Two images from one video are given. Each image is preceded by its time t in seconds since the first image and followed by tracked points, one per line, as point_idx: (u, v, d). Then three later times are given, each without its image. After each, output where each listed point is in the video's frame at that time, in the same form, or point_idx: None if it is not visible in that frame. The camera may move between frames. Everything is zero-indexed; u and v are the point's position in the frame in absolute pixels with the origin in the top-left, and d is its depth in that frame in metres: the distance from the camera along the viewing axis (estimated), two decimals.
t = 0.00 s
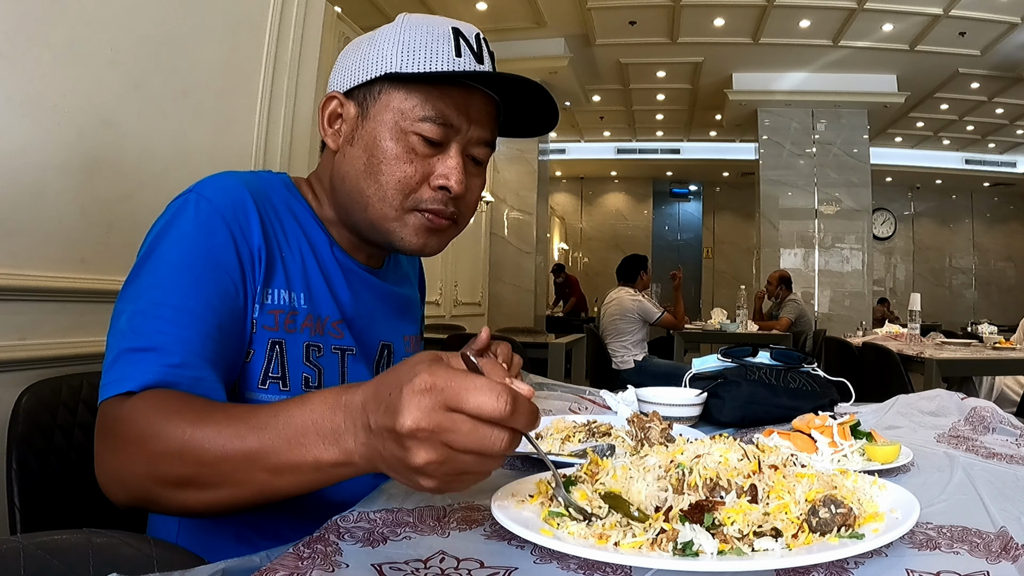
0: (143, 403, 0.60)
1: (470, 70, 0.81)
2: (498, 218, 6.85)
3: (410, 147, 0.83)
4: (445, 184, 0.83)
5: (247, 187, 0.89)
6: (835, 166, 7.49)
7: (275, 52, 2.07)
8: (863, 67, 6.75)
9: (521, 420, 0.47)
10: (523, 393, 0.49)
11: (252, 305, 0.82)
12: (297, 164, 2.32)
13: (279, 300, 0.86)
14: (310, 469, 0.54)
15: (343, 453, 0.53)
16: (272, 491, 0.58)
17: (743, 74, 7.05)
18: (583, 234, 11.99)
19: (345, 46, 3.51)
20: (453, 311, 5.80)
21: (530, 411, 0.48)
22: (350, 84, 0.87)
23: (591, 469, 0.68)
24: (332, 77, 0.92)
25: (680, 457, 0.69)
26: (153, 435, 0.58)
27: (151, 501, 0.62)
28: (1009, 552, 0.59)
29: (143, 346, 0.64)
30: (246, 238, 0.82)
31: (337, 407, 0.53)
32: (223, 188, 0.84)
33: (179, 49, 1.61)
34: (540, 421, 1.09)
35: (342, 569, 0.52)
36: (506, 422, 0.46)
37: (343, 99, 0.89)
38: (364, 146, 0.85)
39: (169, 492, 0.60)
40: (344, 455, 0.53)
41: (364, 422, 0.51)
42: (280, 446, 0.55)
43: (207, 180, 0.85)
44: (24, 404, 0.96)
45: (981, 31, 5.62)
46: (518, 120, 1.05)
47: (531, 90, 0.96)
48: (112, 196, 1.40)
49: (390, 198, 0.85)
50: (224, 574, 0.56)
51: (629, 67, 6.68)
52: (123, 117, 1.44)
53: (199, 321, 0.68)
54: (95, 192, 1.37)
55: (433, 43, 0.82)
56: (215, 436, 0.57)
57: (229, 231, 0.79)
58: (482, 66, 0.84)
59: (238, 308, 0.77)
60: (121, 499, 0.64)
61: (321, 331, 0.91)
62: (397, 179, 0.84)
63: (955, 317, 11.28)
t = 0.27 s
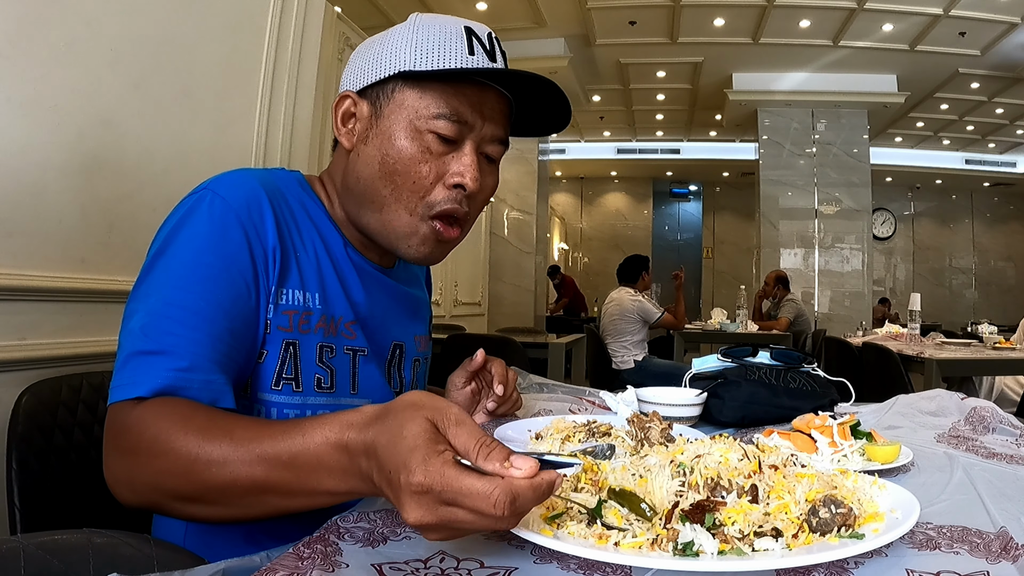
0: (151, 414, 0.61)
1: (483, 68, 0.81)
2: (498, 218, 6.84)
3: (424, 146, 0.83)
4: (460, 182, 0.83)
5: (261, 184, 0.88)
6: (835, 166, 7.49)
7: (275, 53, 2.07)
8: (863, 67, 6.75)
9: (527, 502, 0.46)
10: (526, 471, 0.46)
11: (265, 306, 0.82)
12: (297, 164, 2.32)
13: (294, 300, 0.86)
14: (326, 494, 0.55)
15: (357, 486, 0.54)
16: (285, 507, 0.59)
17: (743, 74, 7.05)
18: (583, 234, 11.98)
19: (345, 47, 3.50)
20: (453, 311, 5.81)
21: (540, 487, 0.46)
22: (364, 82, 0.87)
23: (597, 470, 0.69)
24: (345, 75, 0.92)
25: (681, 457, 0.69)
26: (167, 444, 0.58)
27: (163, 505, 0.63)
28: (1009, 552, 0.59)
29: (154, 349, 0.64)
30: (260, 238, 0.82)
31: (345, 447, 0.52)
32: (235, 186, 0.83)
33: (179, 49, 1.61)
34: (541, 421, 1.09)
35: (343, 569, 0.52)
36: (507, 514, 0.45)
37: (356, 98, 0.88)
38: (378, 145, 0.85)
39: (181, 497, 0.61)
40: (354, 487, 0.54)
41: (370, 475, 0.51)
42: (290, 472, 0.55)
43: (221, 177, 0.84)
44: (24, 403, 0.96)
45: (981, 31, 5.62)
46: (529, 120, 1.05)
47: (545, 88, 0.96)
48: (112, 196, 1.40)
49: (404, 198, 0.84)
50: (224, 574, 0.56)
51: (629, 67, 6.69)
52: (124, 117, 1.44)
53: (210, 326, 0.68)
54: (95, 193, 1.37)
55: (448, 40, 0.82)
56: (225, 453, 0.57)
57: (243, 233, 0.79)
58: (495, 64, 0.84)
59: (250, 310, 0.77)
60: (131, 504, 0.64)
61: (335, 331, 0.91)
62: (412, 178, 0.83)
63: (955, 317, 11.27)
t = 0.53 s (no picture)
0: (147, 412, 0.61)
1: (490, 73, 0.81)
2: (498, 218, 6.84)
3: (430, 149, 0.83)
4: (466, 186, 0.83)
5: (265, 185, 0.88)
6: (835, 166, 7.49)
7: (275, 53, 2.07)
8: (863, 67, 6.75)
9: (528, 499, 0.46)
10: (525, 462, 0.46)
11: (268, 306, 0.82)
12: (297, 164, 2.32)
13: (297, 301, 0.86)
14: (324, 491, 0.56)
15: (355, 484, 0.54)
16: (284, 504, 0.59)
17: (743, 74, 7.05)
18: (583, 234, 11.98)
19: (345, 47, 3.50)
20: (453, 311, 5.80)
21: (541, 482, 0.46)
22: (372, 84, 0.87)
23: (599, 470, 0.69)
24: (352, 77, 0.92)
25: (680, 457, 0.69)
26: (164, 442, 0.58)
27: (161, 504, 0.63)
28: (1009, 552, 0.59)
29: (155, 347, 0.64)
30: (264, 238, 0.82)
31: (341, 447, 0.52)
32: (239, 186, 0.83)
33: (179, 49, 1.61)
34: (540, 421, 1.09)
35: (343, 569, 0.52)
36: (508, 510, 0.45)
37: (364, 100, 0.88)
38: (384, 147, 0.85)
39: (179, 495, 0.61)
40: (353, 485, 0.54)
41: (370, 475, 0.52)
42: (286, 471, 0.55)
43: (225, 177, 0.84)
44: (24, 404, 0.96)
45: (981, 31, 5.62)
46: (535, 124, 1.06)
47: (550, 92, 0.96)
48: (112, 196, 1.40)
49: (410, 200, 0.84)
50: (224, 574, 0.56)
51: (629, 67, 6.69)
52: (124, 118, 1.44)
53: (212, 326, 0.68)
54: (95, 193, 1.37)
55: (455, 45, 0.81)
56: (221, 452, 0.56)
57: (246, 233, 0.79)
58: (503, 69, 0.84)
59: (252, 309, 0.77)
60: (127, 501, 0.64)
61: (336, 333, 0.91)
62: (418, 181, 0.83)
63: (955, 317, 11.28)
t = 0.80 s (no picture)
0: (146, 404, 0.60)
1: (490, 75, 0.81)
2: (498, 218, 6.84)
3: (430, 150, 0.82)
4: (464, 188, 0.83)
5: (265, 185, 0.88)
6: (835, 166, 7.49)
7: (275, 53, 2.07)
8: (863, 67, 6.75)
9: (531, 476, 0.45)
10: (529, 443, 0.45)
11: (269, 305, 0.82)
12: (297, 164, 2.33)
13: (296, 300, 0.86)
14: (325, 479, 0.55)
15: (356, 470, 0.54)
16: (284, 494, 0.59)
17: (743, 74, 7.05)
18: (583, 233, 11.99)
19: (345, 47, 3.50)
20: (453, 311, 5.81)
21: (546, 460, 0.46)
22: (373, 86, 0.87)
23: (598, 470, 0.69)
24: (353, 78, 0.92)
25: (680, 456, 0.69)
26: (163, 436, 0.58)
27: (162, 498, 0.63)
28: (1009, 552, 0.59)
29: (156, 343, 0.63)
30: (264, 237, 0.82)
31: (339, 435, 0.52)
32: (239, 184, 0.83)
33: (179, 50, 1.61)
34: (541, 421, 1.09)
35: (343, 568, 0.52)
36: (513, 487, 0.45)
37: (365, 101, 0.88)
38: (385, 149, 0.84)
39: (179, 489, 0.61)
40: (356, 472, 0.54)
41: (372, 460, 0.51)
42: (286, 461, 0.55)
43: (226, 177, 0.84)
44: (24, 403, 0.96)
45: (981, 31, 5.62)
46: (534, 127, 1.05)
47: (549, 97, 0.96)
48: (112, 196, 1.40)
49: (409, 200, 0.84)
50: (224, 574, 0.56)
51: (629, 67, 6.69)
52: (124, 118, 1.44)
53: (212, 324, 0.68)
54: (96, 193, 1.37)
55: (454, 48, 0.81)
56: (222, 442, 0.56)
57: (246, 232, 0.79)
58: (502, 72, 0.84)
59: (252, 307, 0.77)
60: (128, 496, 0.64)
61: (334, 332, 0.91)
62: (417, 181, 0.83)
63: (955, 317, 11.28)
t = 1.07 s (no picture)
0: (146, 387, 0.60)
1: (494, 82, 0.81)
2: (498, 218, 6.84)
3: (435, 151, 0.83)
4: (468, 190, 0.84)
5: (265, 184, 0.88)
6: (835, 166, 7.49)
7: (275, 53, 2.07)
8: (863, 67, 6.75)
9: (542, 420, 0.45)
10: (538, 391, 0.46)
11: (268, 302, 0.82)
12: (297, 164, 2.32)
13: (294, 298, 0.86)
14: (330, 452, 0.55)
15: (361, 440, 0.53)
16: (288, 472, 0.58)
17: (743, 74, 7.06)
18: (583, 234, 11.99)
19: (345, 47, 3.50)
20: (453, 311, 5.80)
21: (555, 405, 0.46)
22: (377, 88, 0.87)
23: (597, 469, 0.69)
24: (356, 79, 0.92)
25: (680, 457, 0.69)
26: (163, 420, 0.57)
27: (160, 485, 0.62)
28: (1009, 552, 0.59)
29: (155, 332, 0.63)
30: (264, 234, 0.82)
31: (343, 402, 0.51)
32: (239, 182, 0.83)
33: (179, 50, 1.61)
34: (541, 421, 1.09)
35: (343, 569, 0.52)
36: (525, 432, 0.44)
37: (369, 103, 0.88)
38: (390, 149, 0.85)
39: (178, 474, 0.60)
40: (361, 443, 0.54)
41: (379, 427, 0.51)
42: (290, 434, 0.54)
43: (227, 175, 0.84)
44: (24, 404, 0.96)
45: (981, 31, 5.62)
46: (531, 134, 1.06)
47: (548, 104, 0.97)
48: (113, 196, 1.40)
49: (413, 201, 0.84)
50: (224, 574, 0.56)
51: (629, 67, 6.69)
52: (124, 117, 1.44)
53: (212, 315, 0.68)
54: (96, 193, 1.37)
55: (458, 53, 0.81)
56: (225, 421, 0.56)
57: (246, 226, 0.79)
58: (504, 79, 0.84)
59: (251, 302, 0.77)
60: (126, 485, 0.63)
61: (331, 330, 0.92)
62: (422, 183, 0.84)
63: (955, 317, 11.28)
